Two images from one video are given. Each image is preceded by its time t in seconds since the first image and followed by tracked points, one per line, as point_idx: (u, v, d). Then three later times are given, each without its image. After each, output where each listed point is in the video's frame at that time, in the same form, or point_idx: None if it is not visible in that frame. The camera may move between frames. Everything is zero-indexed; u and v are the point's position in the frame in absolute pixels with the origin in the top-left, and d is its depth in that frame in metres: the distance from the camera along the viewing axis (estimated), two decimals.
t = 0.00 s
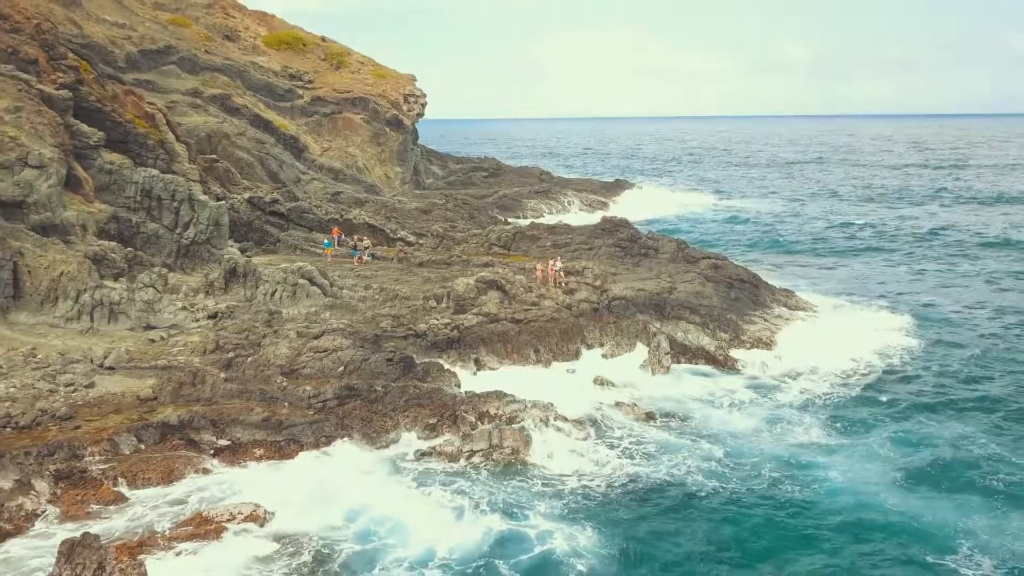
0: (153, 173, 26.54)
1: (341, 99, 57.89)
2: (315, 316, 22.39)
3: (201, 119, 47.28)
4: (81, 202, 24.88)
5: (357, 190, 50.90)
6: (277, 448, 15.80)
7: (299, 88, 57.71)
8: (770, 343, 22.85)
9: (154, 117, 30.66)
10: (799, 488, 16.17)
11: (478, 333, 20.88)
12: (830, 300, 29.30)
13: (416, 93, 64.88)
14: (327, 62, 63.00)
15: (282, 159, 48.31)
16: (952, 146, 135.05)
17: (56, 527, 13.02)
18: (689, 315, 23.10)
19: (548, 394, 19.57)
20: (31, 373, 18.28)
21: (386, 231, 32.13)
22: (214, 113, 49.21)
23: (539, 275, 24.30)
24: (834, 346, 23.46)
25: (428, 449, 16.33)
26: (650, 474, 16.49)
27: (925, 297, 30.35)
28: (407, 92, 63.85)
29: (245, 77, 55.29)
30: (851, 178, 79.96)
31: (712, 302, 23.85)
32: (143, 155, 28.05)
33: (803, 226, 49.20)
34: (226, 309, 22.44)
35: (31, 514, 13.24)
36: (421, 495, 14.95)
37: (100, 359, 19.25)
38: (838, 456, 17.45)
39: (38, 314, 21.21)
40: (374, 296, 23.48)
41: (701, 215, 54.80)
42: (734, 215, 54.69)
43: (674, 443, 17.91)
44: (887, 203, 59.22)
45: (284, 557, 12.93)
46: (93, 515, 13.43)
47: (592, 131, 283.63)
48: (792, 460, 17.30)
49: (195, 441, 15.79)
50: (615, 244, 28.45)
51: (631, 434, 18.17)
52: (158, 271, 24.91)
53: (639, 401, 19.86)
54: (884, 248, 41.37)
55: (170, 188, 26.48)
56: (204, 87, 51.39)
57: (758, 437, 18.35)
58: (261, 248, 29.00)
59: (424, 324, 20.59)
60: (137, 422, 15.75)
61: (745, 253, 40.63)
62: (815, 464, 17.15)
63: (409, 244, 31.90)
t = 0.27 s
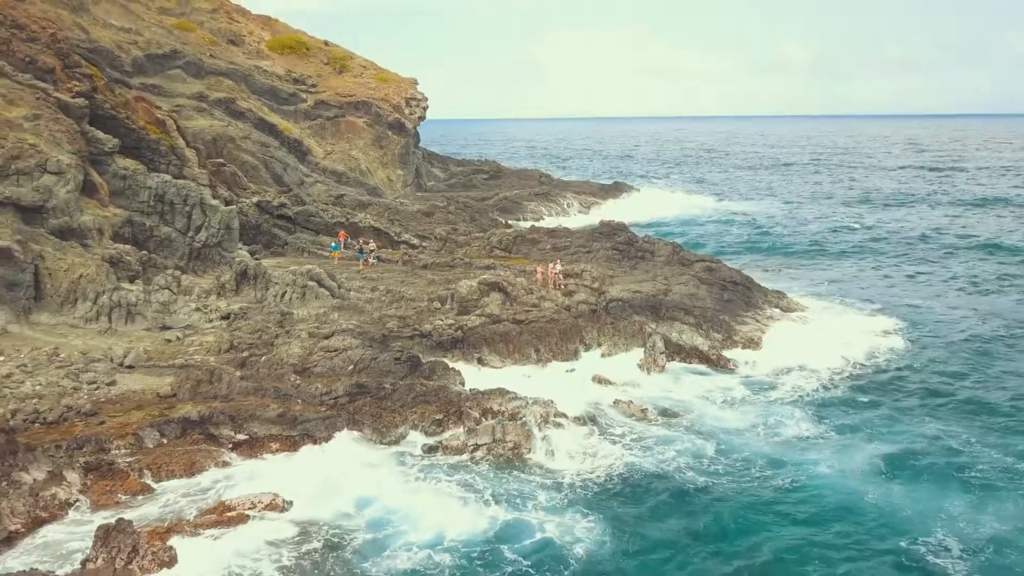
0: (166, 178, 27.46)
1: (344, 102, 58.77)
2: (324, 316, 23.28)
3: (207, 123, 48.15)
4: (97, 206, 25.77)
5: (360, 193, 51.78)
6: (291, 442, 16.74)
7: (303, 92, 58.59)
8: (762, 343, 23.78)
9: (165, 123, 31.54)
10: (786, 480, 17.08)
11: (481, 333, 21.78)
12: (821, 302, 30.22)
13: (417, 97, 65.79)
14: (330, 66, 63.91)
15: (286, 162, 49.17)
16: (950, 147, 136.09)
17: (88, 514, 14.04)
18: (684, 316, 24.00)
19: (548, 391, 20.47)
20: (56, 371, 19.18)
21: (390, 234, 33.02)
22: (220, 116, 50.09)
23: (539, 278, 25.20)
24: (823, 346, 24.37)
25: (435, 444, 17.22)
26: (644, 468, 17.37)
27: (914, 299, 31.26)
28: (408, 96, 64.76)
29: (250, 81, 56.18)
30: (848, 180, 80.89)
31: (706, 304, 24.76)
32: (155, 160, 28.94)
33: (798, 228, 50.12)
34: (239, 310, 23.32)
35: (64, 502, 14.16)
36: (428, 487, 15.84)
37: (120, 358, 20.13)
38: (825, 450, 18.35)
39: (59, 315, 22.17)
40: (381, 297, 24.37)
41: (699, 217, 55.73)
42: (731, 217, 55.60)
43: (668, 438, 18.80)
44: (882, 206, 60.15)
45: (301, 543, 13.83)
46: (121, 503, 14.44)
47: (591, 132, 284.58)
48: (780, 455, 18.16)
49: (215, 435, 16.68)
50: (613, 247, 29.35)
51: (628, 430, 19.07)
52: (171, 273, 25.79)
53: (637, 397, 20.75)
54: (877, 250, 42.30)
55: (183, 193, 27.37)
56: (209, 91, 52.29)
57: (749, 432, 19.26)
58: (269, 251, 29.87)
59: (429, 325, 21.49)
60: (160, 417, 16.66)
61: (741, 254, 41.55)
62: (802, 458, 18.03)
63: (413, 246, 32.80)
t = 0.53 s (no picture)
0: (179, 184, 28.41)
1: (347, 107, 59.71)
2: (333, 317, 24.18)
3: (212, 127, 49.08)
4: (113, 211, 26.72)
5: (363, 196, 52.72)
6: (305, 438, 17.72)
7: (306, 96, 59.55)
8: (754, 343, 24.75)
9: (176, 130, 32.51)
10: (773, 474, 18.03)
11: (483, 334, 22.75)
12: (813, 304, 31.19)
13: (419, 101, 66.76)
14: (333, 71, 64.86)
15: (290, 166, 50.08)
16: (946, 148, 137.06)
17: (117, 505, 15.01)
18: (678, 317, 24.96)
19: (548, 389, 21.45)
20: (78, 370, 20.11)
21: (394, 238, 33.96)
22: (225, 120, 51.01)
23: (539, 282, 26.18)
24: (813, 347, 25.32)
25: (441, 439, 18.16)
26: (638, 463, 18.29)
27: (903, 302, 32.20)
28: (410, 100, 65.73)
29: (254, 85, 57.12)
30: (844, 182, 81.90)
31: (700, 306, 25.74)
32: (167, 167, 29.91)
33: (793, 231, 51.10)
34: (251, 312, 24.24)
35: (94, 494, 15.08)
36: (434, 480, 16.78)
37: (139, 358, 21.05)
38: (813, 446, 19.25)
39: (79, 316, 23.13)
40: (387, 300, 25.33)
41: (696, 219, 56.68)
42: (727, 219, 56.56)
43: (661, 435, 19.73)
44: (876, 209, 61.15)
45: (316, 533, 14.77)
46: (147, 495, 15.39)
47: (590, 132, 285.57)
48: (768, 451, 19.08)
49: (233, 432, 17.61)
50: (611, 251, 30.32)
51: (624, 427, 20.02)
52: (184, 276, 26.70)
53: (633, 396, 21.69)
54: (869, 253, 43.32)
55: (194, 199, 28.33)
56: (214, 96, 53.24)
57: (740, 429, 20.19)
58: (277, 254, 30.81)
59: (434, 327, 22.45)
60: (180, 414, 17.59)
61: (737, 256, 42.50)
62: (789, 453, 18.96)
63: (416, 250, 33.75)
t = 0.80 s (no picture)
0: (191, 190, 29.42)
1: (351, 111, 60.72)
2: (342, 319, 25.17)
3: (219, 131, 50.05)
4: (128, 216, 27.69)
5: (366, 199, 53.75)
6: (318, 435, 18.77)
7: (310, 101, 60.54)
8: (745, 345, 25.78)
9: (187, 137, 33.50)
10: (763, 468, 19.01)
11: (486, 335, 23.74)
12: (805, 307, 32.22)
13: (421, 105, 67.78)
14: (336, 76, 65.87)
15: (295, 169, 51.06)
16: (943, 150, 138.16)
17: (144, 496, 15.98)
18: (673, 319, 25.96)
19: (549, 388, 22.44)
20: (100, 370, 21.08)
21: (399, 241, 34.96)
22: (231, 125, 51.99)
23: (540, 285, 27.17)
24: (803, 348, 26.32)
25: (447, 436, 19.16)
26: (633, 458, 19.28)
27: (893, 305, 33.16)
28: (412, 104, 66.74)
29: (259, 90, 58.11)
30: (840, 185, 82.95)
31: (694, 309, 26.74)
32: (180, 173, 30.89)
33: (788, 234, 52.11)
34: (263, 315, 25.22)
35: (123, 486, 16.03)
36: (442, 474, 17.75)
37: (158, 358, 22.03)
38: (801, 441, 20.24)
39: (98, 318, 24.12)
40: (393, 302, 26.32)
41: (694, 222, 57.71)
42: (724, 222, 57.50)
43: (656, 432, 20.70)
44: (871, 212, 62.22)
45: (331, 523, 15.76)
46: (172, 487, 16.38)
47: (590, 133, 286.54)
48: (757, 446, 20.04)
49: (250, 428, 18.61)
50: (609, 255, 31.32)
51: (621, 424, 21.00)
52: (197, 279, 27.66)
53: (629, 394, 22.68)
54: (862, 256, 44.33)
55: (206, 205, 29.33)
56: (220, 101, 54.22)
57: (732, 425, 21.18)
58: (286, 257, 31.79)
59: (440, 329, 23.45)
60: (201, 411, 18.55)
61: (733, 258, 43.49)
62: (777, 448, 19.93)
63: (420, 253, 34.76)
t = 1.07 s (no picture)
0: (203, 196, 30.49)
1: (354, 116, 61.76)
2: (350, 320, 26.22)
3: (225, 136, 51.09)
4: (143, 221, 28.75)
5: (369, 202, 54.79)
6: (331, 430, 19.91)
7: (314, 105, 61.58)
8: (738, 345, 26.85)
9: (198, 143, 34.55)
10: (753, 461, 20.02)
11: (489, 336, 24.79)
12: (797, 309, 33.27)
13: (423, 110, 68.85)
14: (340, 80, 66.92)
15: (299, 173, 52.09)
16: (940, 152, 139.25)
17: (170, 487, 17.17)
18: (668, 320, 27.01)
19: (549, 386, 23.48)
20: (121, 369, 22.13)
21: (403, 245, 36.00)
22: (236, 129, 53.04)
23: (540, 287, 28.22)
24: (793, 348, 27.39)
25: (452, 431, 20.21)
26: (629, 452, 20.32)
27: (884, 307, 34.18)
28: (414, 109, 67.81)
29: (264, 95, 59.17)
30: (836, 187, 84.01)
31: (689, 310, 27.79)
32: (192, 179, 31.95)
33: (784, 236, 53.17)
34: (275, 317, 26.25)
35: (148, 478, 17.11)
36: (447, 467, 18.80)
37: (175, 358, 23.06)
38: (789, 435, 21.27)
39: (116, 320, 25.21)
40: (399, 304, 27.36)
41: (691, 224, 58.76)
42: (721, 224, 58.55)
43: (651, 427, 21.74)
44: (865, 215, 63.29)
45: (345, 512, 16.81)
46: (195, 479, 17.50)
47: (590, 134, 287.52)
48: (749, 440, 21.07)
49: (266, 424, 19.69)
50: (607, 258, 32.37)
51: (618, 420, 22.03)
52: (209, 282, 28.66)
53: (626, 392, 23.71)
54: (854, 259, 45.39)
55: (218, 211, 30.45)
56: (226, 106, 55.27)
57: (724, 420, 22.20)
58: (294, 260, 32.82)
59: (444, 330, 24.49)
60: (219, 408, 19.60)
61: (729, 261, 44.53)
62: (768, 442, 20.95)
63: (424, 256, 35.81)
